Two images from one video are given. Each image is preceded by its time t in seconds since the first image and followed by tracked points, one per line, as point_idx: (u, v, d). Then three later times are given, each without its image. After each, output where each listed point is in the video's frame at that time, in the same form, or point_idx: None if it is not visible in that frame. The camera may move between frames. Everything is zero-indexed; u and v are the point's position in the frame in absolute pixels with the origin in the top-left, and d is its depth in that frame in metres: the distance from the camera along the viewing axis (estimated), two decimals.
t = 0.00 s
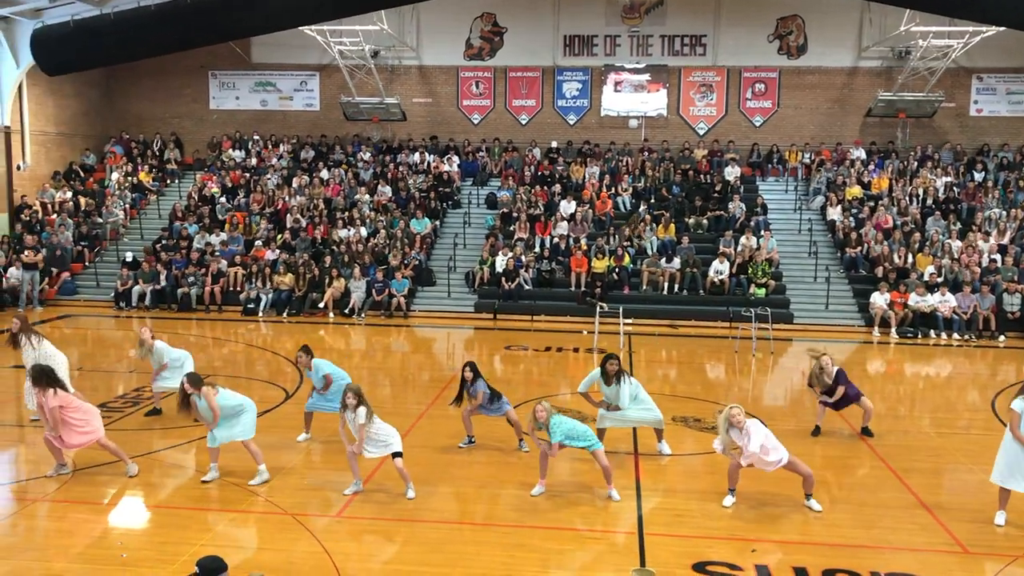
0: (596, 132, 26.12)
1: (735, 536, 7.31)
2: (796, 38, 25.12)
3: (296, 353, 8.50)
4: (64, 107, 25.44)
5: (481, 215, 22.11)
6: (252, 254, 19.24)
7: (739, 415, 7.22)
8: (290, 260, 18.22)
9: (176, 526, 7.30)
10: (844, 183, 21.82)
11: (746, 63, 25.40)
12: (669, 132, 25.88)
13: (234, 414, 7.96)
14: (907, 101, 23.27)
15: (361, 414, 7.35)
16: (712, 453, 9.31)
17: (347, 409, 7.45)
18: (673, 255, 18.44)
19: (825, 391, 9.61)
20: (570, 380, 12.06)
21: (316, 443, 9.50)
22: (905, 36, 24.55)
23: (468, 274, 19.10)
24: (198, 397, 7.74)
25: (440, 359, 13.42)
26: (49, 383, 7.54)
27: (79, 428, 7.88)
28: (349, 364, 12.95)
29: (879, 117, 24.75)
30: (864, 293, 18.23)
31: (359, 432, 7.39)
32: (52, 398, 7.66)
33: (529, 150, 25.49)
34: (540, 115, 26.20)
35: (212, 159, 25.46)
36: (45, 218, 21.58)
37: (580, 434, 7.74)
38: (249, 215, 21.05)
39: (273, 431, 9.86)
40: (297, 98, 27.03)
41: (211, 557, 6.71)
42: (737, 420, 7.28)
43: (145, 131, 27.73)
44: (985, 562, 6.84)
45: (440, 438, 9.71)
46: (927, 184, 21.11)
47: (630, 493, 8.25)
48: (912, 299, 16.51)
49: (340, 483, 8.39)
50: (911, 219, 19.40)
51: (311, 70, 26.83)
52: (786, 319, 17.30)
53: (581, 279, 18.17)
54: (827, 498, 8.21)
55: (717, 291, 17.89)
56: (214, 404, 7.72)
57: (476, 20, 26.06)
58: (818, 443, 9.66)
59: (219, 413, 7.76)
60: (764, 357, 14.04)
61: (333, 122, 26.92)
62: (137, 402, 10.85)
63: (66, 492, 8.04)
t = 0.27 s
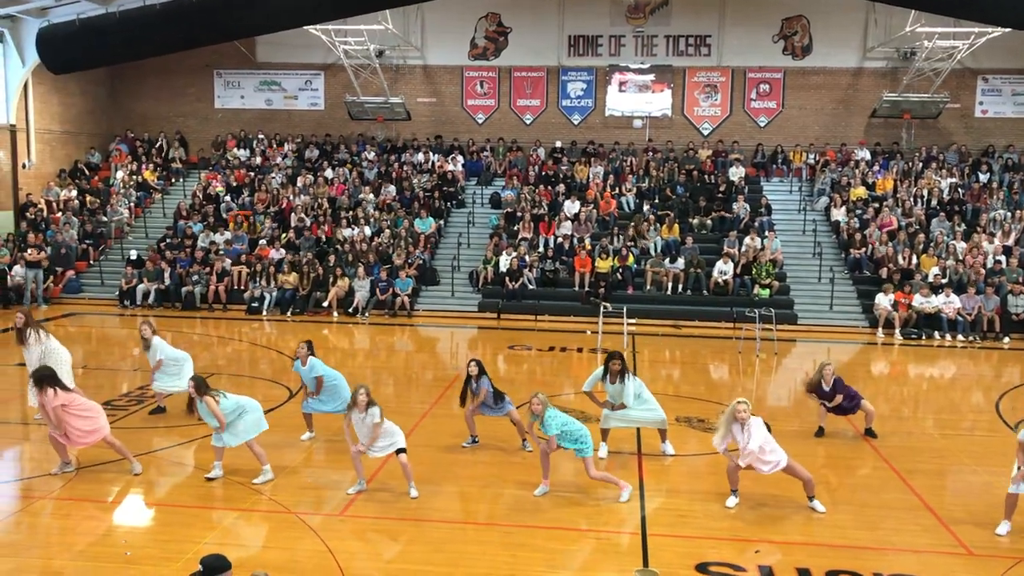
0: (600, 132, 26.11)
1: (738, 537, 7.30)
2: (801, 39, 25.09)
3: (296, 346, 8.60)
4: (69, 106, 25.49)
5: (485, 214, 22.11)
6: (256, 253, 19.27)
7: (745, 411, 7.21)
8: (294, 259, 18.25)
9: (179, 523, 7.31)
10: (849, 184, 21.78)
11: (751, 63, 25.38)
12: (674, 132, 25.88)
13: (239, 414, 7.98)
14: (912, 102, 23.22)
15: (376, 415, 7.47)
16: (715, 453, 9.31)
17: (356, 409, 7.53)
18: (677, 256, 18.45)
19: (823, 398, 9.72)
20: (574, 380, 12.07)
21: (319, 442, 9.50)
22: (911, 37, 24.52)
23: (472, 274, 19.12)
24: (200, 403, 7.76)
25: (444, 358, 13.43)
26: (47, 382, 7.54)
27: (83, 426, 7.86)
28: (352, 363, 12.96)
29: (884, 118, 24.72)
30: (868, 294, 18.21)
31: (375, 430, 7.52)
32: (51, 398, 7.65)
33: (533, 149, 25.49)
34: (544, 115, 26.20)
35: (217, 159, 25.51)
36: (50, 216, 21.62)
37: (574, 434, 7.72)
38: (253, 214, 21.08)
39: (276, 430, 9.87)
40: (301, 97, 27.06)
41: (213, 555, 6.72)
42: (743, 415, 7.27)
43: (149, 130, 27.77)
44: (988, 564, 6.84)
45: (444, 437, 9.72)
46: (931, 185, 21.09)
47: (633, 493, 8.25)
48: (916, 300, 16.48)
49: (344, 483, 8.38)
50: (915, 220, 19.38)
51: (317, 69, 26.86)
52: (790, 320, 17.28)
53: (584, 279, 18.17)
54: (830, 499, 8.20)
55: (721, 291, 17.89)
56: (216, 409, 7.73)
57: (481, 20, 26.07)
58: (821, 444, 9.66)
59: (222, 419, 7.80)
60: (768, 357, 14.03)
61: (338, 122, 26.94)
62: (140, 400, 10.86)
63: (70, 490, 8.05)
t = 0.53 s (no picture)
0: (607, 133, 26.10)
1: (745, 539, 7.29)
2: (809, 40, 25.05)
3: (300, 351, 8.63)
4: (77, 106, 25.59)
5: (492, 215, 22.13)
6: (264, 253, 19.31)
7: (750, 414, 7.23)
8: (302, 260, 18.30)
9: (187, 523, 7.33)
10: (856, 186, 21.74)
11: (758, 65, 25.35)
12: (681, 134, 25.85)
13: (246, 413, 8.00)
14: (920, 103, 23.16)
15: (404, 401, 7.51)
16: (721, 455, 9.30)
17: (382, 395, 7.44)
18: (684, 257, 18.43)
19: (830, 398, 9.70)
20: (580, 381, 12.07)
21: (326, 443, 9.51)
22: (919, 38, 24.48)
23: (479, 275, 19.14)
24: (209, 401, 7.78)
25: (450, 359, 13.44)
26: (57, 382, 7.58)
27: (92, 425, 7.91)
28: (359, 364, 12.98)
29: (892, 120, 24.67)
30: (876, 296, 18.18)
31: (404, 416, 7.56)
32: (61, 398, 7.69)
33: (540, 151, 25.50)
34: (551, 116, 26.21)
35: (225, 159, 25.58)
36: (59, 216, 21.72)
37: (579, 433, 7.71)
38: (261, 215, 21.14)
39: (283, 430, 9.89)
40: (309, 98, 27.12)
41: (221, 555, 6.74)
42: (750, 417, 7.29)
43: (155, 130, 27.86)
44: (997, 568, 6.81)
45: (450, 438, 9.73)
46: (939, 187, 21.03)
47: (640, 495, 8.24)
48: (923, 303, 16.43)
49: (351, 484, 8.38)
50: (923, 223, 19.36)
51: (324, 70, 26.91)
52: (797, 322, 17.27)
53: (591, 280, 18.17)
54: (836, 501, 8.19)
55: (728, 293, 17.87)
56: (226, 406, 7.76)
57: (489, 21, 26.09)
58: (828, 446, 9.64)
59: (230, 418, 7.78)
60: (776, 359, 14.02)
61: (345, 123, 27.00)
62: (148, 400, 10.90)
63: (78, 489, 8.08)
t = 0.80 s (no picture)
0: (618, 135, 26.09)
1: (757, 542, 7.27)
2: (821, 41, 24.99)
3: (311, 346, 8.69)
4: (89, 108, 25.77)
5: (503, 217, 22.14)
6: (276, 255, 19.36)
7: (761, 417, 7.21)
8: (313, 261, 18.35)
9: (199, 524, 7.36)
10: (869, 188, 21.66)
11: (770, 67, 25.29)
12: (692, 135, 25.81)
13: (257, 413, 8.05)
14: (933, 104, 23.05)
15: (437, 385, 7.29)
16: (732, 457, 9.29)
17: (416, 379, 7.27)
18: (695, 259, 18.40)
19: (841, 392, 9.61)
20: (591, 383, 12.07)
21: (337, 444, 9.55)
22: (932, 39, 24.37)
23: (490, 277, 19.16)
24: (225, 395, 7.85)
25: (461, 361, 13.47)
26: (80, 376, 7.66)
27: (107, 424, 7.99)
28: (370, 366, 13.02)
29: (904, 121, 24.55)
30: (888, 298, 18.11)
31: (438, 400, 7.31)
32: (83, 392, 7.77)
33: (551, 152, 25.52)
34: (562, 118, 26.23)
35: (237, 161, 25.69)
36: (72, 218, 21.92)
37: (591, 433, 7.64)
38: (273, 216, 21.20)
39: (295, 431, 9.93)
40: (321, 99, 27.20)
41: (233, 555, 6.77)
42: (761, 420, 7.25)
43: (166, 132, 28.02)
44: (1011, 571, 6.77)
45: (461, 440, 9.74)
46: (952, 189, 20.93)
47: (650, 497, 8.23)
48: (937, 304, 16.36)
49: (362, 485, 8.40)
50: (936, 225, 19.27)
51: (336, 72, 27.00)
52: (809, 324, 17.25)
53: (602, 282, 18.17)
54: (848, 504, 8.16)
55: (739, 295, 17.83)
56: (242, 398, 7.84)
57: (500, 22, 26.11)
58: (840, 449, 9.61)
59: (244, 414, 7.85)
60: (787, 361, 13.98)
61: (357, 124, 27.07)
62: (161, 401, 10.96)
63: (91, 489, 8.13)
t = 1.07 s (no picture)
0: (633, 135, 26.05)
1: (772, 543, 7.24)
2: (837, 41, 24.86)
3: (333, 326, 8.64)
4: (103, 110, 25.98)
5: (517, 217, 22.15)
6: (291, 256, 19.44)
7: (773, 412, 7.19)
8: (329, 262, 18.46)
9: (215, 523, 7.39)
10: (885, 188, 21.54)
11: (786, 66, 25.19)
12: (707, 135, 25.73)
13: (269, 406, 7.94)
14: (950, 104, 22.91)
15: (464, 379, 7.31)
16: (748, 458, 9.26)
17: (444, 373, 7.34)
18: (710, 259, 18.37)
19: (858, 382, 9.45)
20: (606, 384, 12.07)
21: (352, 444, 9.58)
22: (949, 38, 24.19)
23: (504, 277, 19.18)
24: (250, 375, 7.82)
25: (476, 361, 13.49)
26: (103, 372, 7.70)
27: (125, 419, 8.07)
28: (385, 366, 13.06)
29: (921, 120, 24.39)
30: (905, 298, 18.03)
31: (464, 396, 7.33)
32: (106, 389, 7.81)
33: (565, 153, 25.52)
34: (576, 118, 26.22)
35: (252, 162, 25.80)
36: (90, 219, 22.13)
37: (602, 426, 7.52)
38: (288, 217, 21.29)
39: (310, 431, 9.97)
40: (336, 101, 27.29)
41: (249, 555, 6.80)
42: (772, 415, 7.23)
43: (180, 133, 28.20)
44: None
45: (476, 440, 9.76)
46: (970, 188, 20.78)
47: (665, 498, 8.23)
48: (954, 304, 16.27)
49: (377, 485, 8.42)
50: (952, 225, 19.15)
51: (350, 73, 27.07)
52: (826, 325, 17.22)
53: (617, 282, 18.16)
54: (864, 505, 8.12)
55: (755, 295, 17.78)
56: (269, 383, 7.89)
57: (514, 23, 26.12)
58: (856, 450, 9.57)
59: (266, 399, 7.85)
60: (803, 362, 13.93)
61: (371, 125, 27.14)
62: (177, 401, 11.04)
63: (109, 489, 8.19)
